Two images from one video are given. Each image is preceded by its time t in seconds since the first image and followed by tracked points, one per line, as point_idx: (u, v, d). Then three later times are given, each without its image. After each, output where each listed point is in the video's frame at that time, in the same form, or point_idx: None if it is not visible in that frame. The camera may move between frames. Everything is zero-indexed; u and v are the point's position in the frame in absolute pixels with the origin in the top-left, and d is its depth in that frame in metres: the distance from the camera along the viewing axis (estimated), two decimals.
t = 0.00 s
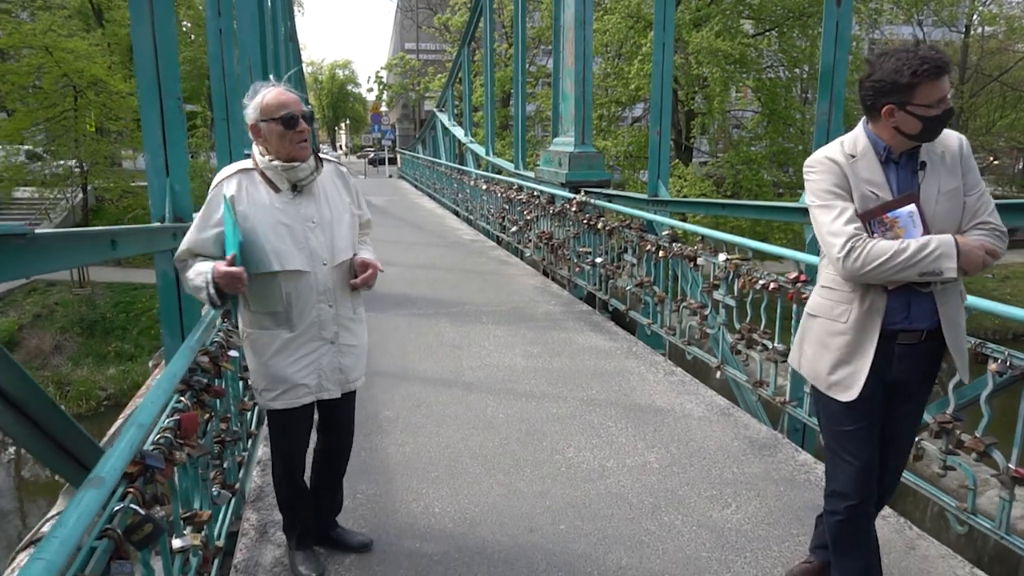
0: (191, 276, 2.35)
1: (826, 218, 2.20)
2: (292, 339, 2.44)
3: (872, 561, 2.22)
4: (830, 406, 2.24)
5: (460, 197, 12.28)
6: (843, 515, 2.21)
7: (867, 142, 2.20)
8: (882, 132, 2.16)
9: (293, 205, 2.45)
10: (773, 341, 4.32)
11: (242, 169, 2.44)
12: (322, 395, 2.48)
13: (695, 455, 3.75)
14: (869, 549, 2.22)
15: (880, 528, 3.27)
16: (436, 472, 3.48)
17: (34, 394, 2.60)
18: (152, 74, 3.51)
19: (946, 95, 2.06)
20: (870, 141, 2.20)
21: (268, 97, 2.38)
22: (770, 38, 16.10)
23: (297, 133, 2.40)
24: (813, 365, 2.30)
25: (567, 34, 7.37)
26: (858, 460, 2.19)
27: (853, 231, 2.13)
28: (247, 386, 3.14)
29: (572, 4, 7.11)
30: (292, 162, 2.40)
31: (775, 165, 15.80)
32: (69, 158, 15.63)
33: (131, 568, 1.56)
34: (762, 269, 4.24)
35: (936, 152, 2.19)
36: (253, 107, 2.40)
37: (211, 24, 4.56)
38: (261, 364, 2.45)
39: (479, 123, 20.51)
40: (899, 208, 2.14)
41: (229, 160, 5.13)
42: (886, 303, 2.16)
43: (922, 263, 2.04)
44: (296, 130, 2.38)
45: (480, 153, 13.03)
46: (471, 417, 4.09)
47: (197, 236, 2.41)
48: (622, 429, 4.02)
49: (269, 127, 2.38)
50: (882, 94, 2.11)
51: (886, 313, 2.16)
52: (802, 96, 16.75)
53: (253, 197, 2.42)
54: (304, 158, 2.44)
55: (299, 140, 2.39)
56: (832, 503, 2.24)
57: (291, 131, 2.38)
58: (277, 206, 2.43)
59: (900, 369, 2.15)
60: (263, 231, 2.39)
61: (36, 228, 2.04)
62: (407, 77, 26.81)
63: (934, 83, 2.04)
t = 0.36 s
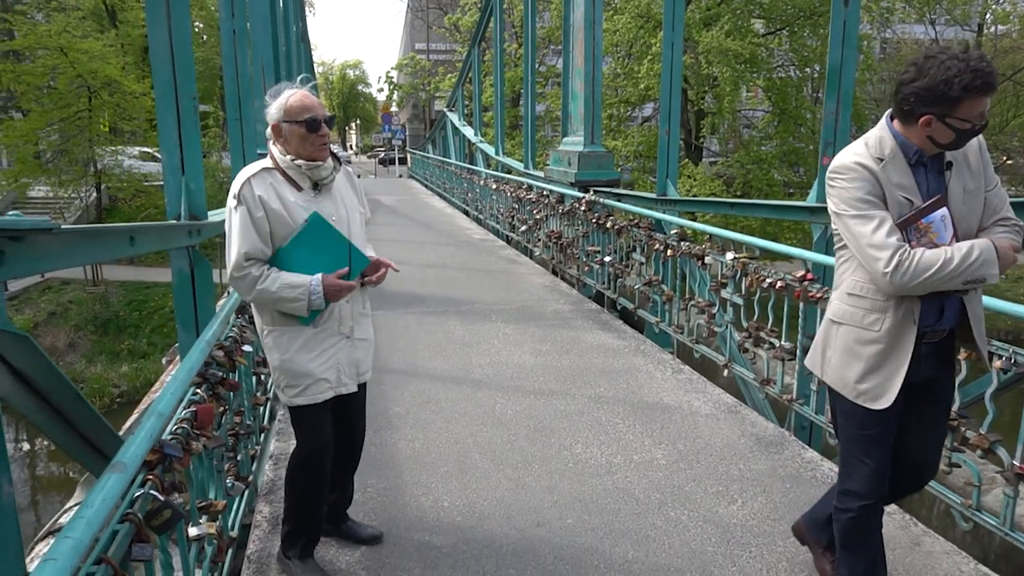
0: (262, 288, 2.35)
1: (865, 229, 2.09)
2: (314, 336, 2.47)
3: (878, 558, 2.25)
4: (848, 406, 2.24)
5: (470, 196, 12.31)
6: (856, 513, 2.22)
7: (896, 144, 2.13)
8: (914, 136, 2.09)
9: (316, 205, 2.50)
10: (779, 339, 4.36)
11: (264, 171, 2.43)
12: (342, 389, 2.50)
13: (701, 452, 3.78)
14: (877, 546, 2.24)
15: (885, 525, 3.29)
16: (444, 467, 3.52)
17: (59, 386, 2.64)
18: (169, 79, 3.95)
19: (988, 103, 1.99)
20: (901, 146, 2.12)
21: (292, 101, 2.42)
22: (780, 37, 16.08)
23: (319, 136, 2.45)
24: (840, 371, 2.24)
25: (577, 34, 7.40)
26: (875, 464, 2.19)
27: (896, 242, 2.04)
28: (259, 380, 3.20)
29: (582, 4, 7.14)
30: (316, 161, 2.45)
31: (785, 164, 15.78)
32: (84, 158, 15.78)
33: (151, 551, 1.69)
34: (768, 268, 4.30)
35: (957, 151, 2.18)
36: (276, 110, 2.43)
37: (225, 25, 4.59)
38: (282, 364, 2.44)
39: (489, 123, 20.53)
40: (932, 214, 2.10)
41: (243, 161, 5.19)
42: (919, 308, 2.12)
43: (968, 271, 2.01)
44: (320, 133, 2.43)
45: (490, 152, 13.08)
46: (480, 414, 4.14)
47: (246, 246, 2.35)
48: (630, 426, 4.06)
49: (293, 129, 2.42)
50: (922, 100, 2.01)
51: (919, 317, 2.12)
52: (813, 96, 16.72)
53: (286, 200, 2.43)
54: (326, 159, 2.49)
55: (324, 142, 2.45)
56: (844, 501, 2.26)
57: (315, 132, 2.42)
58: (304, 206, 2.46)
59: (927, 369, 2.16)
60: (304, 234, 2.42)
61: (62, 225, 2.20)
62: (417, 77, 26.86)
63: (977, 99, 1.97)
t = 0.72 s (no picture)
0: (269, 296, 2.34)
1: (892, 227, 2.07)
2: (322, 341, 2.49)
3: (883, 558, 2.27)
4: (859, 405, 2.25)
5: (478, 196, 12.32)
6: (865, 511, 2.24)
7: (925, 142, 2.11)
8: (945, 135, 2.09)
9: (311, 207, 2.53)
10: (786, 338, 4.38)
11: (255, 176, 2.41)
12: (349, 394, 2.54)
13: (707, 450, 3.80)
14: (884, 544, 2.26)
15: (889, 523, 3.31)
16: (451, 464, 3.56)
17: (73, 376, 2.69)
18: (181, 80, 4.08)
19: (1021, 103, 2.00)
20: (929, 144, 2.11)
21: (281, 103, 2.43)
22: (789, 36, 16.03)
23: (310, 137, 2.47)
24: (856, 371, 2.23)
25: (584, 34, 7.40)
26: (887, 463, 2.20)
27: (925, 240, 2.03)
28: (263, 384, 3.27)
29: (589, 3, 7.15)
30: (308, 162, 2.47)
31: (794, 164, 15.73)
32: (94, 158, 15.88)
33: (163, 541, 1.74)
34: (774, 267, 4.32)
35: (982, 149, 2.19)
36: (267, 111, 2.43)
37: (236, 26, 4.59)
38: (292, 372, 2.45)
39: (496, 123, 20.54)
40: (957, 213, 2.11)
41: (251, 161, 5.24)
42: (938, 308, 2.12)
43: (993, 273, 2.03)
44: (312, 134, 2.46)
45: (498, 151, 13.09)
46: (487, 411, 4.17)
47: (250, 254, 2.32)
48: (636, 424, 4.08)
49: (282, 130, 2.43)
50: (964, 98, 2.00)
51: (938, 317, 2.13)
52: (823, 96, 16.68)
53: (283, 204, 2.43)
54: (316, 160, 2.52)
55: (314, 142, 2.47)
56: (854, 500, 2.27)
57: (308, 134, 2.45)
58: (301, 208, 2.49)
59: (939, 368, 2.17)
60: (305, 237, 2.45)
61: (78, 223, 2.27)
62: (426, 77, 26.85)
63: (1016, 106, 1.97)
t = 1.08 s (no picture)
0: (270, 302, 2.32)
1: (909, 217, 2.09)
2: (318, 343, 2.50)
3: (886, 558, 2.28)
4: (874, 402, 2.25)
5: (479, 195, 12.30)
6: (871, 510, 2.25)
7: (953, 138, 2.11)
8: (971, 131, 2.09)
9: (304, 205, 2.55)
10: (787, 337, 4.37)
11: (253, 175, 2.39)
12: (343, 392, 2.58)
13: (707, 448, 3.81)
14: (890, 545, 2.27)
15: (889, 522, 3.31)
16: (452, 462, 3.57)
17: (73, 373, 2.71)
18: (182, 79, 4.09)
19: None
20: (958, 140, 2.11)
21: (285, 99, 2.43)
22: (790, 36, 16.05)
23: (308, 136, 2.49)
24: (870, 366, 2.24)
25: (585, 34, 7.40)
26: (897, 463, 2.21)
27: (940, 234, 2.04)
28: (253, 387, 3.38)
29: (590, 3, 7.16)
30: (305, 161, 2.49)
31: (795, 164, 15.71)
32: (96, 157, 15.87)
33: (163, 537, 1.76)
34: (775, 266, 4.33)
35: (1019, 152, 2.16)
36: (268, 108, 2.42)
37: (236, 25, 4.56)
38: (291, 376, 2.45)
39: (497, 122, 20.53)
40: (981, 211, 2.10)
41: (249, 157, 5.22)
42: (956, 307, 2.11)
43: (1007, 271, 2.02)
44: (310, 132, 2.49)
45: (499, 151, 13.09)
46: (488, 410, 4.18)
47: (255, 257, 2.30)
48: (636, 422, 4.09)
49: (287, 128, 2.44)
50: (988, 93, 2.00)
51: (956, 316, 2.12)
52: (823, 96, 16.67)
53: (282, 205, 2.44)
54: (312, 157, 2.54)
55: (312, 140, 2.50)
56: (862, 498, 2.28)
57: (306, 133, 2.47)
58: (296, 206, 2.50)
59: (962, 369, 2.14)
60: (302, 238, 2.47)
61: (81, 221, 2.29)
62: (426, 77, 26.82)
63: None
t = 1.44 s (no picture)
0: (296, 316, 2.28)
1: (975, 213, 2.00)
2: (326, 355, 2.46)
3: None
4: (938, 419, 2.10)
5: (481, 206, 12.04)
6: (912, 542, 2.12)
7: None
8: None
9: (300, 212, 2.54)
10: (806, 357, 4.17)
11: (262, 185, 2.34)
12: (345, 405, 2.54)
13: (721, 475, 3.57)
14: None
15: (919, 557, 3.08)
16: (451, 489, 3.34)
17: (53, 395, 2.46)
18: (167, 83, 3.91)
19: None
20: None
21: (279, 104, 2.43)
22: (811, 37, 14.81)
23: (298, 139, 2.51)
24: (933, 381, 2.10)
25: (591, 35, 6.77)
26: (945, 496, 2.06)
27: (1006, 231, 1.94)
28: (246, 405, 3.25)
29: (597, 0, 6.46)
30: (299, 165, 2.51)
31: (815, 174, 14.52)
32: (80, 165, 15.81)
33: (143, 569, 1.66)
34: (793, 281, 4.12)
35: None
36: (264, 113, 2.40)
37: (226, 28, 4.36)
38: (306, 392, 2.39)
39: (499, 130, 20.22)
40: None
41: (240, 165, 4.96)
42: None
43: None
44: (301, 135, 2.51)
45: (502, 160, 12.79)
46: (490, 434, 3.94)
47: (281, 271, 2.25)
48: (647, 447, 3.86)
49: (285, 134, 2.44)
50: None
51: None
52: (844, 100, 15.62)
53: (290, 212, 2.43)
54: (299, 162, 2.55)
55: (301, 144, 2.52)
56: (903, 528, 2.15)
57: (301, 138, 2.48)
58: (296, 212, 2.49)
59: None
60: (308, 247, 2.46)
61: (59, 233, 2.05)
62: (427, 82, 26.41)
63: None
